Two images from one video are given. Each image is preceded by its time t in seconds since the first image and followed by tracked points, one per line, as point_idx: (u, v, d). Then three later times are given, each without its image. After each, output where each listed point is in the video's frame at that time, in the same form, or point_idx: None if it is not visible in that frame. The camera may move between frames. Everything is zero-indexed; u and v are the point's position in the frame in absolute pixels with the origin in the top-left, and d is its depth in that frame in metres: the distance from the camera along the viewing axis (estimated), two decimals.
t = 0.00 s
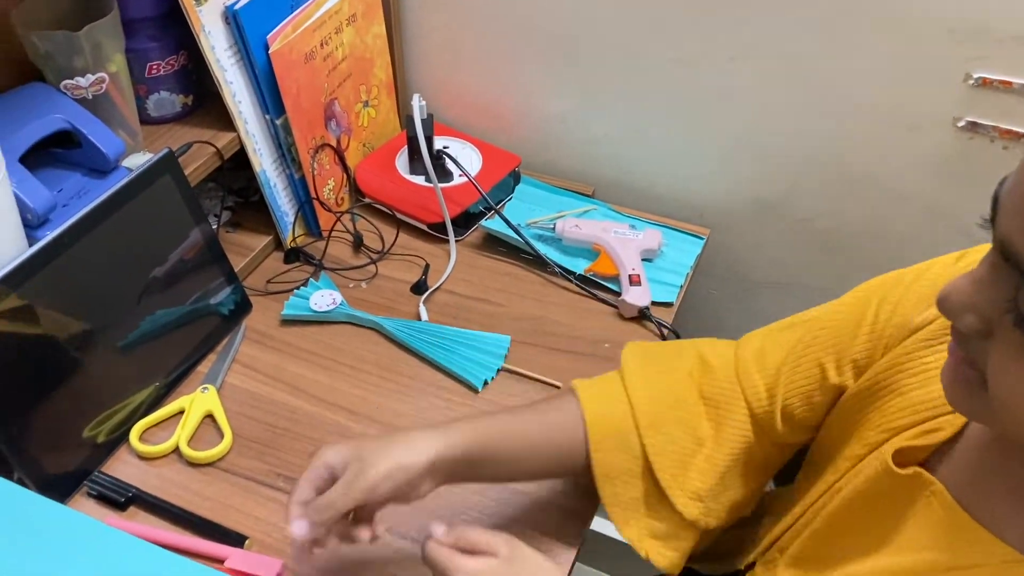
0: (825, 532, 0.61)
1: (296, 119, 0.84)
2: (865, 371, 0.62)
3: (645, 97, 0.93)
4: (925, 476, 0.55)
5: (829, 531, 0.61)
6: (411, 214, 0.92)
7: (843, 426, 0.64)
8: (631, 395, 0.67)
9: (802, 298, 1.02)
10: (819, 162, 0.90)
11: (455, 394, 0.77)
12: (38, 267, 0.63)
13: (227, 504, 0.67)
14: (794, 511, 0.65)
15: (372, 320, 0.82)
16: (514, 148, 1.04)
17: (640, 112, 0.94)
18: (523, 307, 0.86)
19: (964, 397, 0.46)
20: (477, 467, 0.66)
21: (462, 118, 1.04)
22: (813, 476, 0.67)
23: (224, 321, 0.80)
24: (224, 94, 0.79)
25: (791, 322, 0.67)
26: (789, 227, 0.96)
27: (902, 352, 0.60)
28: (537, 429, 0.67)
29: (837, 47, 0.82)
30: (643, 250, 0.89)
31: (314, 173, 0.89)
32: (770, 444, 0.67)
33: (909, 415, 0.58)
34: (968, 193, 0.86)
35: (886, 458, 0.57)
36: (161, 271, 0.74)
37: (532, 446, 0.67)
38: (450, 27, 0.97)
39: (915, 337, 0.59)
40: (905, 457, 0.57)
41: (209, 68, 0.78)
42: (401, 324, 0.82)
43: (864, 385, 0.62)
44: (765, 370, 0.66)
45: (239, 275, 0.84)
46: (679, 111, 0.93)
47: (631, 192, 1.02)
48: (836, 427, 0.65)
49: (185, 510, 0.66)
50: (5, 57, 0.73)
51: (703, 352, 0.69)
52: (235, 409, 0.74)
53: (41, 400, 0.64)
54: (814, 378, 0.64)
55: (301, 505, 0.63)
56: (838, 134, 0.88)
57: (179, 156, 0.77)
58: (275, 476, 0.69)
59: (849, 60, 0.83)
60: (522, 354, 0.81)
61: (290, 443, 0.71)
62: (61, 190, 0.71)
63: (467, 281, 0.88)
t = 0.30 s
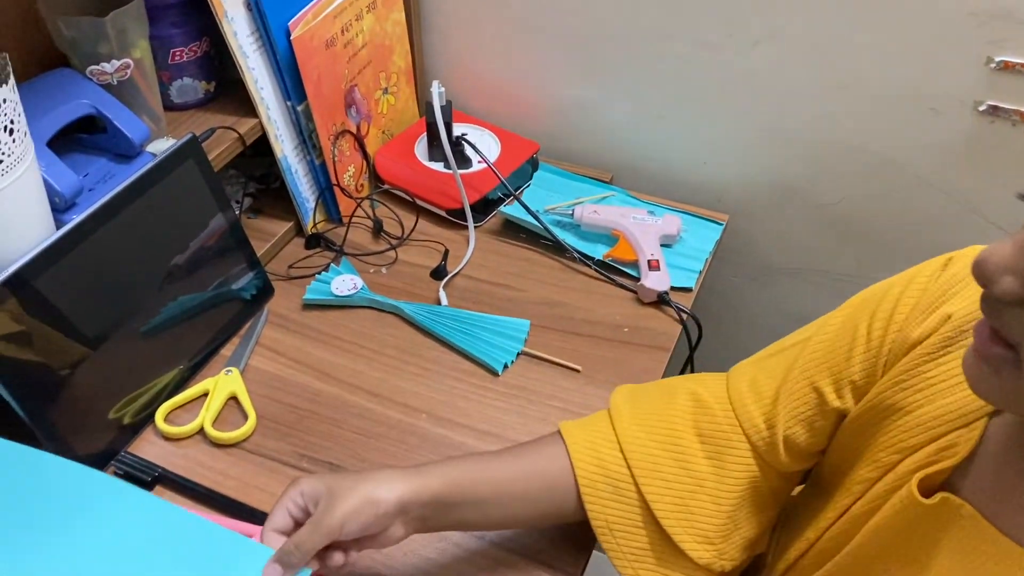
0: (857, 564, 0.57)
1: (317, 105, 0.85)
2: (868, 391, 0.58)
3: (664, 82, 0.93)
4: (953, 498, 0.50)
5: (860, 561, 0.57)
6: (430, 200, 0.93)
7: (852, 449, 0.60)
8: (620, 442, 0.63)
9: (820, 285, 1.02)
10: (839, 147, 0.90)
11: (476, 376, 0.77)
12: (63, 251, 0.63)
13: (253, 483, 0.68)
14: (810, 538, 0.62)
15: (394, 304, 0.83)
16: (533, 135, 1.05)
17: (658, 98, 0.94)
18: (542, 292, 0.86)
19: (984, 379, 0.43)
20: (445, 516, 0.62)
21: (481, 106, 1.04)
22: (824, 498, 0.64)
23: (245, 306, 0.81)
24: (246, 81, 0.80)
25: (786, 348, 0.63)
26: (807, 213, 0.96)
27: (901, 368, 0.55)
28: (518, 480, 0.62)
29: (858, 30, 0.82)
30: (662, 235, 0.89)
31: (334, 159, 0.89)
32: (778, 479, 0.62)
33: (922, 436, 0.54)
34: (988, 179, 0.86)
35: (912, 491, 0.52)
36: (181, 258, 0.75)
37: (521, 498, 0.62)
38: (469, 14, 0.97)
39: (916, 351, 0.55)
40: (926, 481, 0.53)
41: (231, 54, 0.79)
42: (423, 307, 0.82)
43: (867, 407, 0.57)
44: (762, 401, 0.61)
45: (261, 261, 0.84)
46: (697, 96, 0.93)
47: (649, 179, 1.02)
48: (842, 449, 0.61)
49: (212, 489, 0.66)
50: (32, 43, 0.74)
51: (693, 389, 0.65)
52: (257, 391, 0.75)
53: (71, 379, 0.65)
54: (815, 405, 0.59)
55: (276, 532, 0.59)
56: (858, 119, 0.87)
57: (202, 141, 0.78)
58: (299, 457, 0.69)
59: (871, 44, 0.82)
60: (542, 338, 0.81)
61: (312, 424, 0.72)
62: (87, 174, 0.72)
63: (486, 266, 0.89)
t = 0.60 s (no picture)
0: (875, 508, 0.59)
1: (335, 78, 0.85)
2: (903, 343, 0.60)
3: (681, 55, 0.92)
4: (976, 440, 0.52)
5: (877, 505, 0.59)
6: (446, 173, 0.93)
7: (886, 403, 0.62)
8: (689, 392, 0.66)
9: (839, 259, 1.01)
10: (858, 118, 0.89)
11: (495, 346, 0.77)
12: (84, 219, 0.64)
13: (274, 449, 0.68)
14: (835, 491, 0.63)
15: (412, 275, 0.83)
16: (549, 110, 1.04)
17: (676, 70, 0.94)
18: (560, 265, 0.86)
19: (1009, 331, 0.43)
20: (573, 450, 0.63)
21: (498, 81, 1.04)
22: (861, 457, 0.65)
23: (265, 278, 0.82)
24: (264, 53, 0.80)
25: (836, 314, 0.66)
26: (826, 186, 0.96)
27: (933, 316, 0.57)
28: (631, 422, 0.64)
29: None
30: (680, 207, 0.89)
31: (352, 133, 0.89)
32: (832, 442, 0.65)
33: (944, 377, 0.55)
34: (1009, 149, 0.85)
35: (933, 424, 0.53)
36: (200, 237, 0.75)
37: (630, 437, 0.64)
38: None
39: (947, 299, 0.57)
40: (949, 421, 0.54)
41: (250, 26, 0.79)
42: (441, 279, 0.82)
43: (900, 356, 0.59)
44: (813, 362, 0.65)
45: (280, 233, 0.85)
46: (714, 68, 0.92)
47: (666, 154, 1.02)
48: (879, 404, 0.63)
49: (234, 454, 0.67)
50: (53, 15, 0.74)
51: (753, 352, 0.69)
52: (277, 360, 0.75)
53: (93, 345, 0.66)
54: (860, 363, 0.63)
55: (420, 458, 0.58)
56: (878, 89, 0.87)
57: (221, 112, 0.78)
58: (320, 423, 0.70)
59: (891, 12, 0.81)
60: (561, 309, 0.81)
61: (333, 393, 0.72)
62: (108, 143, 0.72)
63: (504, 239, 0.89)
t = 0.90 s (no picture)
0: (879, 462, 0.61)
1: (343, 66, 0.85)
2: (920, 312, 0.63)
3: (689, 41, 0.92)
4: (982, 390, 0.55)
5: (885, 459, 0.61)
6: (453, 162, 0.93)
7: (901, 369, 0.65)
8: (783, 371, 0.71)
9: (847, 246, 1.01)
10: (867, 104, 0.89)
11: (502, 333, 0.77)
12: (94, 208, 0.65)
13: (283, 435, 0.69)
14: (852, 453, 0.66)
15: (420, 263, 0.83)
16: (557, 98, 1.04)
17: (683, 57, 0.94)
18: (567, 253, 0.86)
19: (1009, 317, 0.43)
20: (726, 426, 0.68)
21: (506, 69, 1.04)
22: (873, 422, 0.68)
23: (274, 267, 0.82)
24: (272, 42, 0.80)
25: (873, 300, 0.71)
26: (835, 172, 0.95)
27: (950, 283, 0.60)
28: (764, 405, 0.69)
29: None
30: (687, 194, 0.89)
31: (359, 121, 0.90)
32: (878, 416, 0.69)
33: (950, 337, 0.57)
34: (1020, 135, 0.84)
35: (942, 371, 0.56)
36: (209, 226, 0.76)
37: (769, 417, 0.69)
38: None
39: (966, 266, 0.59)
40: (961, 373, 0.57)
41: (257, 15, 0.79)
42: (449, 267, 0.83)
43: (916, 324, 0.62)
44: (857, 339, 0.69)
45: (289, 222, 0.85)
46: (721, 54, 0.92)
47: (674, 141, 1.01)
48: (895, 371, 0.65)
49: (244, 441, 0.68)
50: (62, 5, 0.75)
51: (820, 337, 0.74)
52: (287, 347, 0.76)
53: (105, 333, 0.66)
54: (890, 336, 0.67)
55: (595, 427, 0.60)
56: (887, 75, 0.86)
57: (229, 101, 0.79)
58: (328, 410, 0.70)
59: None
60: (568, 296, 0.81)
61: (341, 380, 0.73)
62: (117, 133, 0.72)
63: (511, 227, 0.89)
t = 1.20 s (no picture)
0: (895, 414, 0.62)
1: (338, 54, 0.85)
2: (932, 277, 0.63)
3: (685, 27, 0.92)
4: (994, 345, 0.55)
5: (902, 411, 0.62)
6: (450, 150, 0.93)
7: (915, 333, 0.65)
8: (817, 350, 0.71)
9: (846, 231, 1.01)
10: (864, 88, 0.89)
11: (498, 321, 0.78)
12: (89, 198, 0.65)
13: (280, 422, 0.69)
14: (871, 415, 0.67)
15: (417, 252, 0.83)
16: (554, 85, 1.04)
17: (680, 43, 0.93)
18: (563, 240, 0.86)
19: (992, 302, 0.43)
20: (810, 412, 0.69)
21: (502, 56, 1.04)
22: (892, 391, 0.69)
23: (272, 256, 0.83)
24: (268, 32, 0.80)
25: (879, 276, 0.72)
26: (833, 157, 0.95)
27: (961, 246, 0.60)
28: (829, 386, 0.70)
29: None
30: (684, 180, 0.89)
31: (356, 110, 0.90)
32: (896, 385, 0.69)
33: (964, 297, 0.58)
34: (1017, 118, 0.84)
35: (954, 327, 0.57)
36: (209, 215, 0.76)
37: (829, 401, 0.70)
38: None
39: (974, 231, 0.59)
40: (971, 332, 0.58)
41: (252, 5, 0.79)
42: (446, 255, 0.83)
43: (928, 286, 0.62)
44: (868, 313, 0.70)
45: (287, 211, 0.86)
46: (718, 40, 0.91)
47: (672, 127, 1.01)
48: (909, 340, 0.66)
49: (241, 428, 0.68)
50: None
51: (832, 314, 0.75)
52: (284, 336, 0.77)
53: (103, 323, 0.67)
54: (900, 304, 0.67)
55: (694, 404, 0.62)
56: (884, 60, 0.86)
57: (225, 91, 0.79)
58: (325, 397, 0.71)
59: None
60: (563, 284, 0.82)
61: (337, 367, 0.74)
62: (114, 124, 0.73)
63: (508, 214, 0.89)
